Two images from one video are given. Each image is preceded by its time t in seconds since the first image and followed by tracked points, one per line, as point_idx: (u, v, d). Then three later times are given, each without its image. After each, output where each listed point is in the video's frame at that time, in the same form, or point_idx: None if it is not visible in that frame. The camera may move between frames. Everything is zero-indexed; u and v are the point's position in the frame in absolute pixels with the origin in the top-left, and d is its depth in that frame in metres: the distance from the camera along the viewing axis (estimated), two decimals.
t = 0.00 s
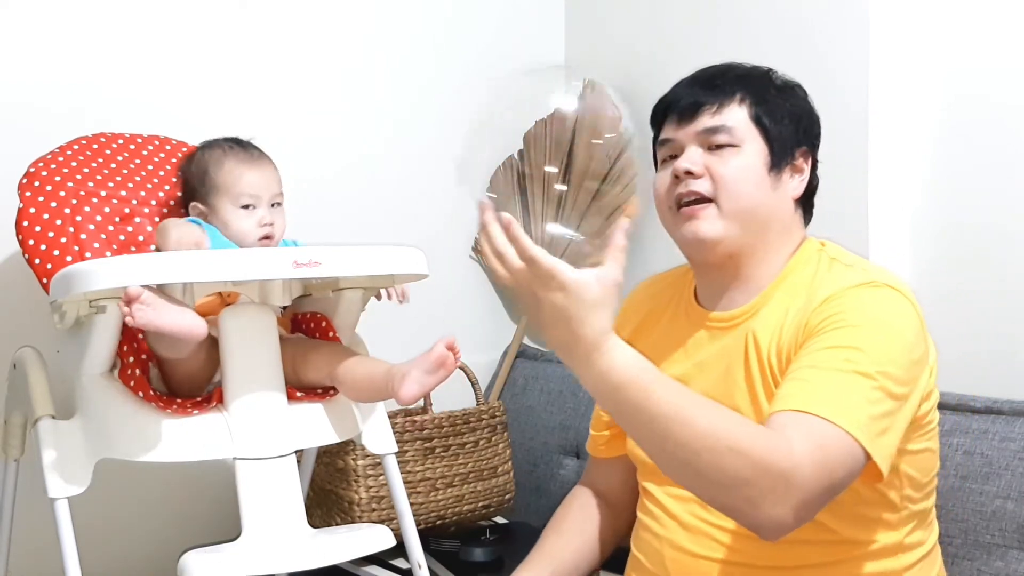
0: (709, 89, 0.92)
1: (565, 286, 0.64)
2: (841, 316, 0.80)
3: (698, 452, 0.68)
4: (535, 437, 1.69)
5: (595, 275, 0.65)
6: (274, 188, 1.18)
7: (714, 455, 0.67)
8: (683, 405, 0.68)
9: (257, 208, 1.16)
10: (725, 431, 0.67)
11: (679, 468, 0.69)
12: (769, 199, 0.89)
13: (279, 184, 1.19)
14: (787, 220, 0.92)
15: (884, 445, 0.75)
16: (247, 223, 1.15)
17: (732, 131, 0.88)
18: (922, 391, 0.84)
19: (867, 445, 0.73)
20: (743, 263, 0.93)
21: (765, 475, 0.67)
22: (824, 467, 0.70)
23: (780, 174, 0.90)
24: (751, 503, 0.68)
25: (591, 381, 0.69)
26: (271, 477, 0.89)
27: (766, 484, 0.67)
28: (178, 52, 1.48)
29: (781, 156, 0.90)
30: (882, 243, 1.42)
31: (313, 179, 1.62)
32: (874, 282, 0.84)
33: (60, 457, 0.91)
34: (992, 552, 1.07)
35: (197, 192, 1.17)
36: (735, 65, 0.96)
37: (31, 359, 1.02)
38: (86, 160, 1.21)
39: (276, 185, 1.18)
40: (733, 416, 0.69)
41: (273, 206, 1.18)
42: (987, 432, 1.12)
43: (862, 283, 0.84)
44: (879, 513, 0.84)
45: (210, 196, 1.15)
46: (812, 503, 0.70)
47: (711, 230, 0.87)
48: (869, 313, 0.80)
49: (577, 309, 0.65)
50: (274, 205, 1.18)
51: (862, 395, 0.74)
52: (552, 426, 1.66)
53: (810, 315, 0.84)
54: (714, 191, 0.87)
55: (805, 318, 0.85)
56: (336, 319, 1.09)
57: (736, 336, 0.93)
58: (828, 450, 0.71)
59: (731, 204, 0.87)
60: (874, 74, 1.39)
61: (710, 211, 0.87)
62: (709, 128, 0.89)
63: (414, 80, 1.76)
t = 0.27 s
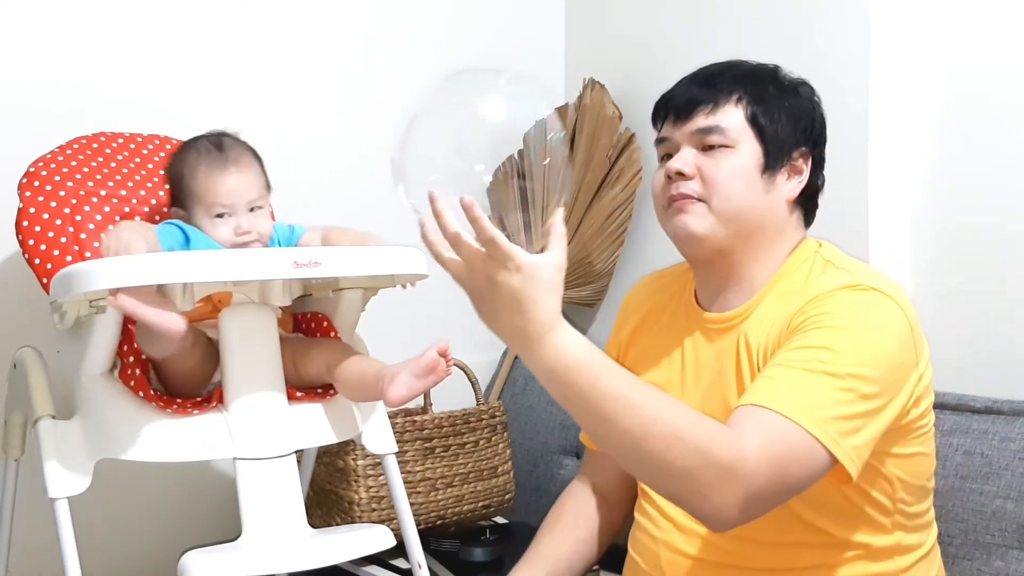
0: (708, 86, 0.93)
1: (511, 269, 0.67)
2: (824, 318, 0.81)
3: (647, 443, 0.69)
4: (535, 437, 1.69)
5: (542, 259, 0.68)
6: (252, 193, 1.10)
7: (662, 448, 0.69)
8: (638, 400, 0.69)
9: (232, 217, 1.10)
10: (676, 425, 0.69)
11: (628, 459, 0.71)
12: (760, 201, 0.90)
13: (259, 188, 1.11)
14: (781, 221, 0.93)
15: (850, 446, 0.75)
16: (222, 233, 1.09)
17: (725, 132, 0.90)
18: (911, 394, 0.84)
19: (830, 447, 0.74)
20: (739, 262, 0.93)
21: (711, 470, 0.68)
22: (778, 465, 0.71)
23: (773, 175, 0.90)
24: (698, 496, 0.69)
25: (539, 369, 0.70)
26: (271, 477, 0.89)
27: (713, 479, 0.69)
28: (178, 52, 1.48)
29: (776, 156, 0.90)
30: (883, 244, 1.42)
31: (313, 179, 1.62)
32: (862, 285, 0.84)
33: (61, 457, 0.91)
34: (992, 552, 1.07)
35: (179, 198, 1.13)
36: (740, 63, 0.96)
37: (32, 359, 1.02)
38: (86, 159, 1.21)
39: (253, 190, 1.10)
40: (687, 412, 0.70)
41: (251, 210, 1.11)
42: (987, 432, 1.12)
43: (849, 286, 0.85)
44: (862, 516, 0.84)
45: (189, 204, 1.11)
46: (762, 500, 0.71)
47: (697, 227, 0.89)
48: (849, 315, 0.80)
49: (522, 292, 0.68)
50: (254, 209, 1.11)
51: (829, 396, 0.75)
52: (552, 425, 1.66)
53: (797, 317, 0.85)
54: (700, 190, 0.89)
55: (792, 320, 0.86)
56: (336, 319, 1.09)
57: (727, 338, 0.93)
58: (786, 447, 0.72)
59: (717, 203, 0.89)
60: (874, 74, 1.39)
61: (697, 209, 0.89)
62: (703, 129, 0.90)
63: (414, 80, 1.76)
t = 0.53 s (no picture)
0: (703, 86, 0.93)
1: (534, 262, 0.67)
2: (826, 323, 0.81)
3: (649, 447, 0.70)
4: (535, 437, 1.69)
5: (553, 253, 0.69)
6: (201, 185, 1.09)
7: (665, 452, 0.69)
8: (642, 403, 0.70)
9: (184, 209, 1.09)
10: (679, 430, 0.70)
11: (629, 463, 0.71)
12: (749, 204, 0.89)
13: (212, 179, 1.09)
14: (774, 222, 0.92)
15: (852, 454, 0.76)
16: (177, 230, 1.09)
17: (716, 135, 0.90)
18: (913, 397, 0.83)
19: (830, 454, 0.74)
20: (736, 264, 0.92)
21: (713, 474, 0.69)
22: (778, 472, 0.72)
23: (765, 176, 0.90)
24: (698, 501, 0.70)
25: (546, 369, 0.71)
26: (271, 477, 0.89)
27: (714, 484, 0.69)
28: (177, 52, 1.48)
29: (767, 157, 0.90)
30: (883, 243, 1.42)
31: (313, 179, 1.62)
32: (864, 289, 0.84)
33: (61, 457, 0.91)
34: (992, 552, 1.07)
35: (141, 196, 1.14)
36: (741, 63, 0.96)
37: (31, 358, 1.02)
38: (85, 159, 1.20)
39: (203, 182, 1.09)
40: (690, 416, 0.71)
41: (205, 203, 1.09)
42: (987, 432, 1.12)
43: (851, 289, 0.84)
44: (865, 517, 0.84)
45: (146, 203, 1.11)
46: (764, 506, 0.71)
47: (687, 232, 0.90)
48: (851, 320, 0.80)
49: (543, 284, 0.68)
50: (209, 202, 1.10)
51: (829, 403, 0.75)
52: (552, 425, 1.66)
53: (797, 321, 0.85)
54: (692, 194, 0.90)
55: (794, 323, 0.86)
56: (336, 318, 1.09)
57: (729, 341, 0.93)
58: (786, 454, 0.72)
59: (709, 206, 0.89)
60: (874, 74, 1.39)
61: (688, 214, 0.90)
62: (695, 132, 0.91)
63: (414, 80, 1.76)
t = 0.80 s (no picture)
0: (692, 88, 0.93)
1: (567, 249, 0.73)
2: (828, 325, 0.81)
3: (653, 446, 0.72)
4: (535, 437, 1.69)
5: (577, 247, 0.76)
6: (166, 184, 1.07)
7: (669, 451, 0.71)
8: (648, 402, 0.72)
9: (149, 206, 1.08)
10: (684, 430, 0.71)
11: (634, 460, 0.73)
12: (722, 212, 0.90)
13: (178, 179, 1.08)
14: (757, 227, 0.91)
15: (853, 455, 0.76)
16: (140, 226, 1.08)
17: (691, 142, 0.91)
18: (914, 399, 0.83)
19: (830, 457, 0.74)
20: (732, 267, 0.93)
21: (715, 475, 0.70)
22: (780, 475, 0.72)
23: (739, 183, 0.90)
24: (700, 501, 0.72)
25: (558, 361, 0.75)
26: (271, 477, 0.89)
27: (716, 485, 0.71)
28: (177, 52, 1.48)
29: (743, 163, 0.89)
30: (883, 244, 1.42)
31: (313, 179, 1.62)
32: (867, 291, 0.84)
33: (61, 457, 0.91)
34: (992, 552, 1.07)
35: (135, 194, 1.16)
36: (738, 62, 0.94)
37: (31, 357, 1.02)
38: (84, 160, 1.20)
39: (168, 181, 1.07)
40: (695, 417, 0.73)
41: (171, 203, 1.08)
42: (987, 432, 1.12)
43: (854, 291, 0.84)
44: (866, 518, 0.84)
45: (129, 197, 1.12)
46: (765, 510, 0.73)
47: (665, 240, 0.93)
48: (853, 323, 0.80)
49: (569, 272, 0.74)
50: (175, 202, 1.08)
51: (829, 406, 0.76)
52: (552, 425, 1.66)
53: (801, 322, 0.85)
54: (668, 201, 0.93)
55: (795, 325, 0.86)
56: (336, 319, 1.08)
57: (729, 342, 0.93)
58: (787, 456, 0.73)
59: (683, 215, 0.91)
60: (874, 74, 1.39)
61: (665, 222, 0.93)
62: (674, 139, 0.92)
63: (414, 80, 1.76)
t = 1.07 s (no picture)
0: (686, 87, 0.93)
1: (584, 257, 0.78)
2: (824, 330, 0.81)
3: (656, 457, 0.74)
4: (535, 437, 1.69)
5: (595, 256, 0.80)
6: (129, 182, 1.01)
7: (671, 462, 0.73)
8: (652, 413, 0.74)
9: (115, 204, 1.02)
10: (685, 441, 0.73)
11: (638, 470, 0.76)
12: (714, 214, 0.90)
13: (139, 177, 1.01)
14: (747, 230, 0.91)
15: (851, 461, 0.76)
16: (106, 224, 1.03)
17: (681, 144, 0.91)
18: (911, 401, 0.83)
19: (826, 465, 0.75)
20: (726, 269, 0.93)
21: (715, 488, 0.72)
22: (781, 487, 0.73)
23: (727, 187, 0.90)
24: (699, 512, 0.73)
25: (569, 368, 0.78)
26: (272, 477, 0.90)
27: (715, 497, 0.72)
28: (177, 52, 1.48)
29: (731, 167, 0.89)
30: (883, 244, 1.42)
31: (313, 179, 1.62)
32: (862, 294, 0.84)
33: (61, 457, 0.91)
34: (992, 552, 1.07)
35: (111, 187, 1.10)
36: (734, 62, 0.93)
37: (30, 357, 1.01)
38: (84, 160, 1.20)
39: (129, 179, 1.01)
40: (697, 427, 0.75)
41: (134, 202, 1.01)
42: (987, 432, 1.12)
43: (849, 294, 0.84)
44: (864, 519, 0.84)
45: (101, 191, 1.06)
46: (763, 522, 0.74)
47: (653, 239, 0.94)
48: (848, 328, 0.80)
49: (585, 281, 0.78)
50: (138, 201, 1.01)
51: (824, 415, 0.76)
52: (552, 426, 1.66)
53: (797, 326, 0.85)
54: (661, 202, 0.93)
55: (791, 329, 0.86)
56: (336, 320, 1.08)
57: (725, 345, 0.93)
58: (782, 465, 0.74)
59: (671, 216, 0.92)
60: (874, 74, 1.39)
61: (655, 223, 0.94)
62: (665, 140, 0.93)
63: (414, 80, 1.76)
